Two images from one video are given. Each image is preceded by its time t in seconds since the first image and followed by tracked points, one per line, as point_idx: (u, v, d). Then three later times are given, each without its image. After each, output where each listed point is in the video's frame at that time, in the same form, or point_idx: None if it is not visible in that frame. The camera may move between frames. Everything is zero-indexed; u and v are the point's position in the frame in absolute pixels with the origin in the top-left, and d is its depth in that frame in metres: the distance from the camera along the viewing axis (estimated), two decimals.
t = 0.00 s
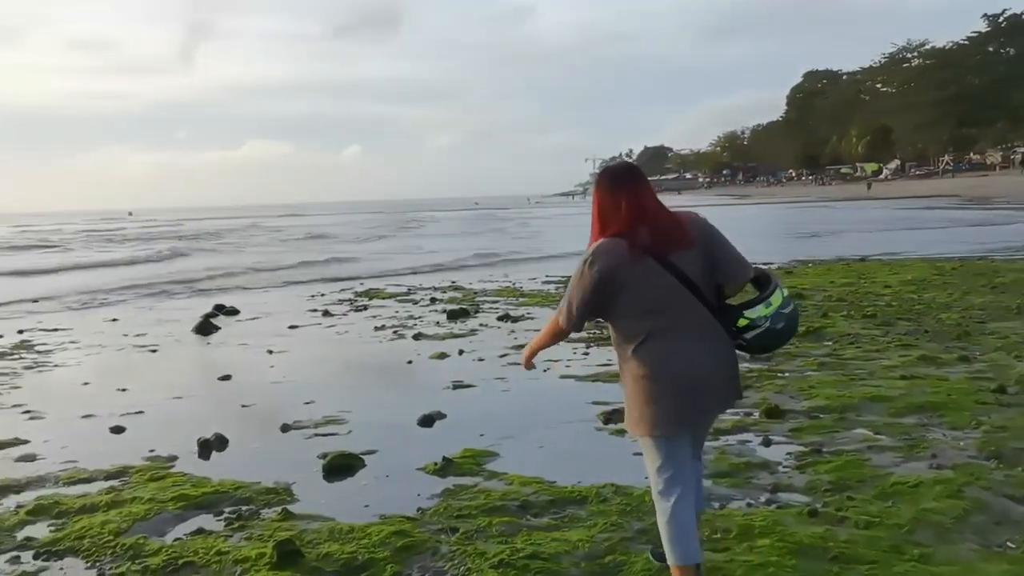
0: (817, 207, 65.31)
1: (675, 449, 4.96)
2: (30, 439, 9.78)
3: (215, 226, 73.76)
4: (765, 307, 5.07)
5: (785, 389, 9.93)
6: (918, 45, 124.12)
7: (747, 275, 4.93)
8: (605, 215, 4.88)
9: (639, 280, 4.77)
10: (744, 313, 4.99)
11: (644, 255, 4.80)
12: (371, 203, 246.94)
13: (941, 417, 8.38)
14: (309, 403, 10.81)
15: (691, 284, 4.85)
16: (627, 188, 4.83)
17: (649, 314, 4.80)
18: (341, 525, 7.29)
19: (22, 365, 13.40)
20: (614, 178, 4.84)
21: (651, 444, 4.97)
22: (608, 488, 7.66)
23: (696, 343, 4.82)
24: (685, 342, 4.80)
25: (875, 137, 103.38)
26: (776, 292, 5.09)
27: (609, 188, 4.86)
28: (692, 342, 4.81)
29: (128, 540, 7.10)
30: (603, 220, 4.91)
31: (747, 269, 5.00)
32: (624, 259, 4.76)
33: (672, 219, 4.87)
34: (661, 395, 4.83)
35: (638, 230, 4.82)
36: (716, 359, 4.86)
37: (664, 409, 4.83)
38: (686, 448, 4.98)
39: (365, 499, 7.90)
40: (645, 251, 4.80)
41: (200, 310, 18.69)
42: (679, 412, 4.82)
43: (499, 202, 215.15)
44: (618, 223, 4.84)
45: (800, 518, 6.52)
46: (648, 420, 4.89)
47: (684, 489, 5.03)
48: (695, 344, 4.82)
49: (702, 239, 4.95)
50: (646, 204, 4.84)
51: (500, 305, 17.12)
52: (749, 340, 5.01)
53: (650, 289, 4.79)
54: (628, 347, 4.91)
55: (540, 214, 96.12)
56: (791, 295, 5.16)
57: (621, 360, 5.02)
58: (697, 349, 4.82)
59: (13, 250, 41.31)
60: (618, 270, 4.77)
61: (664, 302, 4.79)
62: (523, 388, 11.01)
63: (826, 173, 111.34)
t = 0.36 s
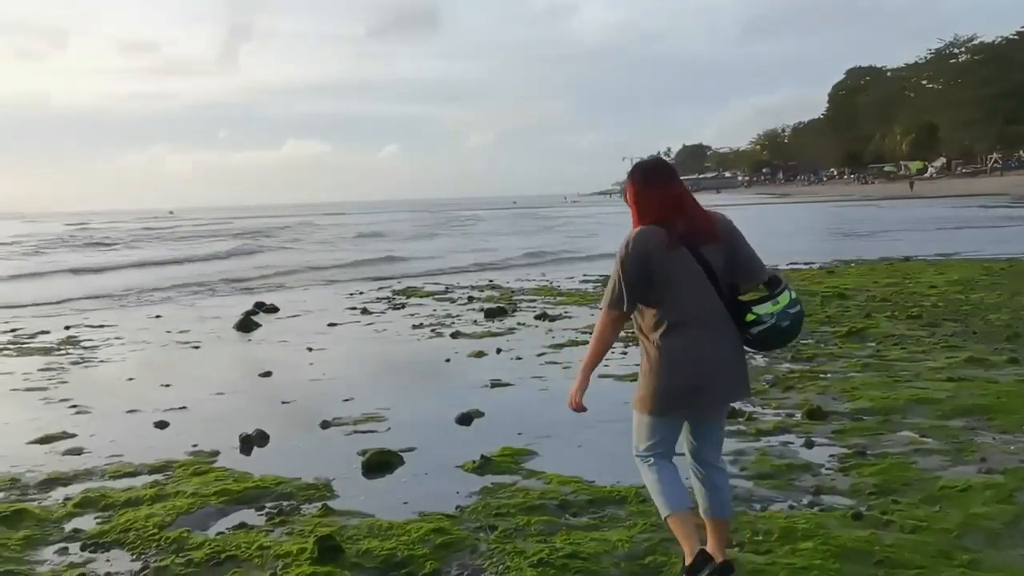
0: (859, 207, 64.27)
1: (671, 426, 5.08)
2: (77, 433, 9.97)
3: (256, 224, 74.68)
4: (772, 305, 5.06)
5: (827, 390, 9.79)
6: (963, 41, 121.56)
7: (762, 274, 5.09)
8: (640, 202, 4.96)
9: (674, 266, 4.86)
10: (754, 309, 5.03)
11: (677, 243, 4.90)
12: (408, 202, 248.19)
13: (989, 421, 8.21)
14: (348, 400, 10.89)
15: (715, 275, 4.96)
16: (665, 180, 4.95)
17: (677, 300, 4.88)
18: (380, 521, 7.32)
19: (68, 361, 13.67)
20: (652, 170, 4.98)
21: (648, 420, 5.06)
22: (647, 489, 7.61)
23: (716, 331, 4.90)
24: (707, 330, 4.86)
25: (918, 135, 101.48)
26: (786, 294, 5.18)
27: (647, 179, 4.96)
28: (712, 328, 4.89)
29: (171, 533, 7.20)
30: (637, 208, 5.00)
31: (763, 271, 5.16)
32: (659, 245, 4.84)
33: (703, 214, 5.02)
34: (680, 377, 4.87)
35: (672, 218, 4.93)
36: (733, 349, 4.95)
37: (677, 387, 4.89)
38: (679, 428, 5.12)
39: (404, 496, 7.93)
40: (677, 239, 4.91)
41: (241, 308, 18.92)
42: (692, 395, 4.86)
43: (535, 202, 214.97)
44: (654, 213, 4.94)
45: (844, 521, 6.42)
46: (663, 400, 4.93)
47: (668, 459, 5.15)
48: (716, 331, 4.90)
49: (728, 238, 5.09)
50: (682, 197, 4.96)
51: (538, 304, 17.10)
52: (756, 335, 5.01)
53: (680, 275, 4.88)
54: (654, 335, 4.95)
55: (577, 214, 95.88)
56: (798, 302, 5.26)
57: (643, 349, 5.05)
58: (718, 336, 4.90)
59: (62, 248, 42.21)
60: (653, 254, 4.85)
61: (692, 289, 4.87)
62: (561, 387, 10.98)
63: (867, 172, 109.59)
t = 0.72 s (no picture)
0: (911, 206, 62.84)
1: (659, 424, 5.63)
2: (129, 426, 10.17)
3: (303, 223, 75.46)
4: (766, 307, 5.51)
5: (879, 393, 9.61)
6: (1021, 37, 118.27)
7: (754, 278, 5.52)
8: (642, 208, 5.30)
9: (676, 270, 5.26)
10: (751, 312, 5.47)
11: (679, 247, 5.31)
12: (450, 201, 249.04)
13: None
14: (393, 397, 10.95)
15: (711, 278, 5.41)
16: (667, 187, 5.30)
17: (681, 300, 5.27)
18: (425, 518, 7.34)
19: (120, 356, 13.94)
20: (654, 177, 5.29)
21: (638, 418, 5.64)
22: (694, 490, 7.52)
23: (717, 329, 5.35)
24: (705, 331, 5.29)
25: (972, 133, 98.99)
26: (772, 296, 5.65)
27: (648, 187, 5.28)
28: (714, 327, 5.33)
29: (221, 527, 7.29)
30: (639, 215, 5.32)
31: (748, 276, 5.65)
32: (669, 249, 5.20)
33: (699, 221, 5.41)
34: (686, 374, 5.27)
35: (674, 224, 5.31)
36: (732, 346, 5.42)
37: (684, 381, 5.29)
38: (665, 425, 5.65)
39: (449, 494, 7.95)
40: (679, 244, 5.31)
41: (287, 305, 19.15)
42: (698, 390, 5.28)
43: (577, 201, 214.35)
44: (655, 218, 5.29)
45: (897, 527, 6.28)
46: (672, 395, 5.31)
47: (652, 456, 5.71)
48: (717, 328, 5.35)
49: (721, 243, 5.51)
50: (679, 205, 5.35)
51: (582, 303, 17.05)
52: (751, 337, 5.48)
53: (684, 278, 5.29)
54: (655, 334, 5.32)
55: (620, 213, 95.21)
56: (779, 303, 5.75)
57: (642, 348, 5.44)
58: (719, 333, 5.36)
59: (115, 245, 43.06)
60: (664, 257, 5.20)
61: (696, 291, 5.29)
62: (606, 386, 10.92)
63: (918, 171, 107.22)
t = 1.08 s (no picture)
0: (966, 206, 61.40)
1: (665, 419, 5.66)
2: (179, 420, 10.35)
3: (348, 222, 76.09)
4: (755, 301, 5.74)
5: (931, 397, 9.41)
6: None
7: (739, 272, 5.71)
8: (625, 209, 5.46)
9: (661, 267, 5.41)
10: (743, 305, 5.71)
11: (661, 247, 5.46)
12: (493, 201, 249.63)
13: None
14: (437, 396, 11.00)
15: (697, 276, 5.55)
16: (649, 189, 5.43)
17: (665, 296, 5.42)
18: (470, 517, 7.36)
19: (170, 351, 14.21)
20: (636, 178, 5.43)
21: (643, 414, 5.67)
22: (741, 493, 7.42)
23: (703, 325, 5.50)
24: (690, 324, 5.45)
25: None
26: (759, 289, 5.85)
27: (631, 189, 5.44)
28: (698, 324, 5.48)
29: (268, 522, 7.38)
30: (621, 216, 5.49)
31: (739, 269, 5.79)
32: (650, 247, 5.37)
33: (682, 219, 5.57)
34: (673, 367, 5.44)
35: (656, 225, 5.46)
36: (719, 341, 5.57)
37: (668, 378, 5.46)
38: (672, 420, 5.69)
39: (493, 492, 7.96)
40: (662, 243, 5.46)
41: (333, 303, 19.35)
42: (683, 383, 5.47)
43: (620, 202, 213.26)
44: (638, 218, 5.44)
45: (951, 535, 6.13)
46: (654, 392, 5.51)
47: (666, 449, 5.72)
48: (703, 324, 5.49)
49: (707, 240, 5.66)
50: (662, 204, 5.48)
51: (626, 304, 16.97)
52: (742, 329, 5.72)
53: (668, 276, 5.43)
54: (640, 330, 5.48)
55: (666, 214, 94.59)
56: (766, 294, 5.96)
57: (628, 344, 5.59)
58: (704, 329, 5.50)
59: (167, 244, 43.82)
60: (642, 260, 5.37)
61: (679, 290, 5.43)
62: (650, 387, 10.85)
63: (973, 171, 104.75)
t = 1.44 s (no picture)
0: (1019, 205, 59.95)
1: (701, 418, 5.59)
2: (224, 418, 10.50)
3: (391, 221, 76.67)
4: (791, 305, 5.56)
5: (982, 401, 9.19)
6: None
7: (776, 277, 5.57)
8: (666, 207, 5.48)
9: (693, 266, 5.38)
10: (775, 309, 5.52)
11: (696, 246, 5.42)
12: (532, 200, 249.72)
13: None
14: (477, 395, 11.02)
15: (732, 277, 5.46)
16: (687, 188, 5.42)
17: (696, 295, 5.39)
18: (511, 516, 7.36)
19: (216, 350, 14.43)
20: (679, 176, 5.43)
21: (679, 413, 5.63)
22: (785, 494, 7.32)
23: (733, 326, 5.42)
24: (719, 325, 5.39)
25: None
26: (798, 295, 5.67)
27: (673, 186, 5.44)
28: (728, 325, 5.41)
29: (312, 518, 7.46)
30: (659, 214, 5.54)
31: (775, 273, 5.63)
32: (683, 246, 5.36)
33: (722, 220, 5.51)
34: (697, 366, 5.41)
35: (693, 223, 5.44)
36: (749, 344, 5.47)
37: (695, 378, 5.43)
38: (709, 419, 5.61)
39: (534, 492, 7.95)
40: (698, 242, 5.41)
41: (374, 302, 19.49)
42: (709, 384, 5.42)
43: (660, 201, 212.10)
44: (676, 217, 5.45)
45: (1005, 542, 5.99)
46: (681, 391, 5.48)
47: (706, 448, 5.64)
48: (733, 326, 5.41)
49: (746, 243, 5.57)
50: (701, 204, 5.45)
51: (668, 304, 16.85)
52: (774, 333, 5.54)
53: (701, 275, 5.39)
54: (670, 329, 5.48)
55: (707, 213, 93.76)
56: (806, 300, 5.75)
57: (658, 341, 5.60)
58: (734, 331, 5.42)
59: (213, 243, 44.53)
60: (676, 258, 5.36)
61: (710, 289, 5.38)
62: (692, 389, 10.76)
63: None
